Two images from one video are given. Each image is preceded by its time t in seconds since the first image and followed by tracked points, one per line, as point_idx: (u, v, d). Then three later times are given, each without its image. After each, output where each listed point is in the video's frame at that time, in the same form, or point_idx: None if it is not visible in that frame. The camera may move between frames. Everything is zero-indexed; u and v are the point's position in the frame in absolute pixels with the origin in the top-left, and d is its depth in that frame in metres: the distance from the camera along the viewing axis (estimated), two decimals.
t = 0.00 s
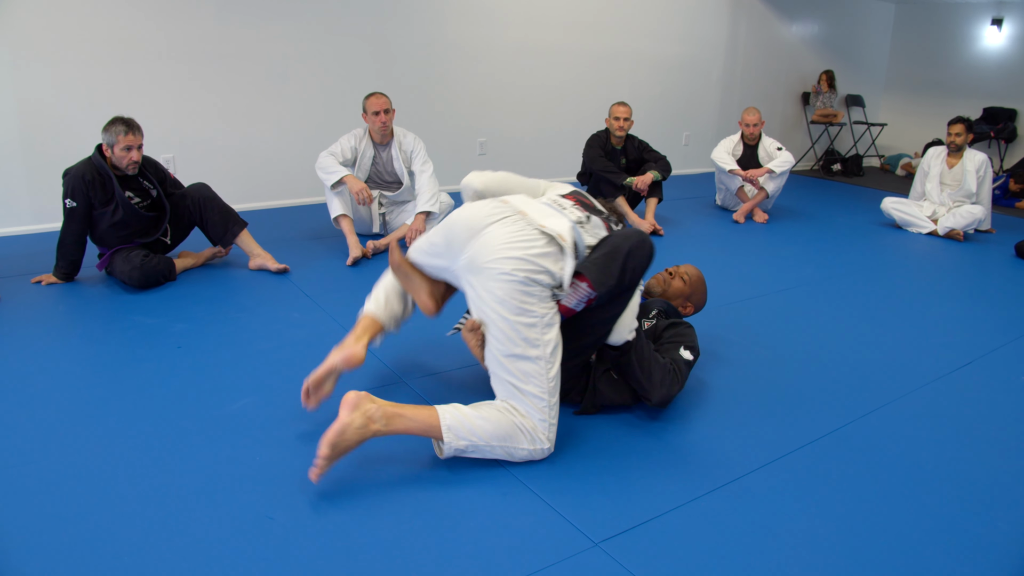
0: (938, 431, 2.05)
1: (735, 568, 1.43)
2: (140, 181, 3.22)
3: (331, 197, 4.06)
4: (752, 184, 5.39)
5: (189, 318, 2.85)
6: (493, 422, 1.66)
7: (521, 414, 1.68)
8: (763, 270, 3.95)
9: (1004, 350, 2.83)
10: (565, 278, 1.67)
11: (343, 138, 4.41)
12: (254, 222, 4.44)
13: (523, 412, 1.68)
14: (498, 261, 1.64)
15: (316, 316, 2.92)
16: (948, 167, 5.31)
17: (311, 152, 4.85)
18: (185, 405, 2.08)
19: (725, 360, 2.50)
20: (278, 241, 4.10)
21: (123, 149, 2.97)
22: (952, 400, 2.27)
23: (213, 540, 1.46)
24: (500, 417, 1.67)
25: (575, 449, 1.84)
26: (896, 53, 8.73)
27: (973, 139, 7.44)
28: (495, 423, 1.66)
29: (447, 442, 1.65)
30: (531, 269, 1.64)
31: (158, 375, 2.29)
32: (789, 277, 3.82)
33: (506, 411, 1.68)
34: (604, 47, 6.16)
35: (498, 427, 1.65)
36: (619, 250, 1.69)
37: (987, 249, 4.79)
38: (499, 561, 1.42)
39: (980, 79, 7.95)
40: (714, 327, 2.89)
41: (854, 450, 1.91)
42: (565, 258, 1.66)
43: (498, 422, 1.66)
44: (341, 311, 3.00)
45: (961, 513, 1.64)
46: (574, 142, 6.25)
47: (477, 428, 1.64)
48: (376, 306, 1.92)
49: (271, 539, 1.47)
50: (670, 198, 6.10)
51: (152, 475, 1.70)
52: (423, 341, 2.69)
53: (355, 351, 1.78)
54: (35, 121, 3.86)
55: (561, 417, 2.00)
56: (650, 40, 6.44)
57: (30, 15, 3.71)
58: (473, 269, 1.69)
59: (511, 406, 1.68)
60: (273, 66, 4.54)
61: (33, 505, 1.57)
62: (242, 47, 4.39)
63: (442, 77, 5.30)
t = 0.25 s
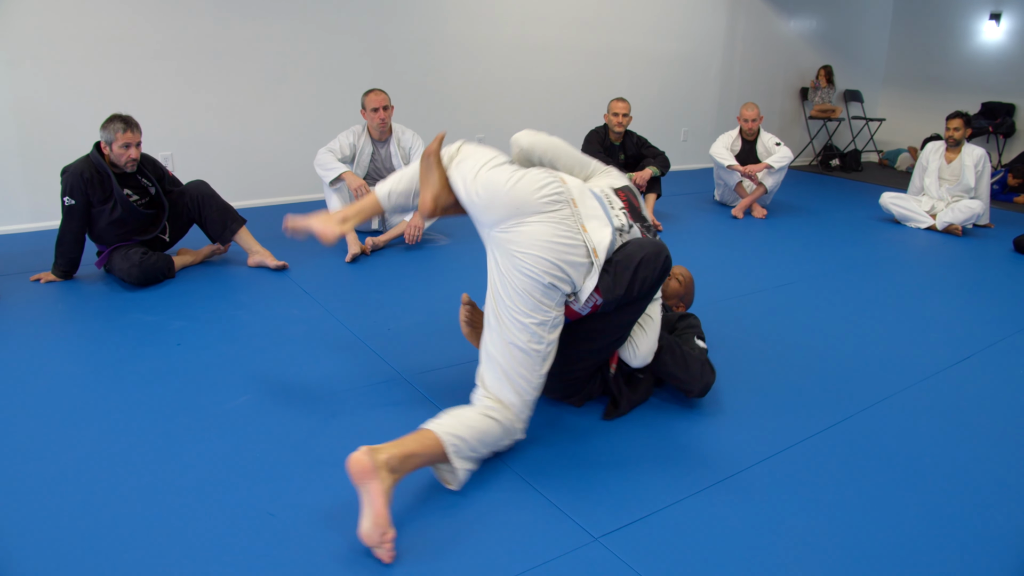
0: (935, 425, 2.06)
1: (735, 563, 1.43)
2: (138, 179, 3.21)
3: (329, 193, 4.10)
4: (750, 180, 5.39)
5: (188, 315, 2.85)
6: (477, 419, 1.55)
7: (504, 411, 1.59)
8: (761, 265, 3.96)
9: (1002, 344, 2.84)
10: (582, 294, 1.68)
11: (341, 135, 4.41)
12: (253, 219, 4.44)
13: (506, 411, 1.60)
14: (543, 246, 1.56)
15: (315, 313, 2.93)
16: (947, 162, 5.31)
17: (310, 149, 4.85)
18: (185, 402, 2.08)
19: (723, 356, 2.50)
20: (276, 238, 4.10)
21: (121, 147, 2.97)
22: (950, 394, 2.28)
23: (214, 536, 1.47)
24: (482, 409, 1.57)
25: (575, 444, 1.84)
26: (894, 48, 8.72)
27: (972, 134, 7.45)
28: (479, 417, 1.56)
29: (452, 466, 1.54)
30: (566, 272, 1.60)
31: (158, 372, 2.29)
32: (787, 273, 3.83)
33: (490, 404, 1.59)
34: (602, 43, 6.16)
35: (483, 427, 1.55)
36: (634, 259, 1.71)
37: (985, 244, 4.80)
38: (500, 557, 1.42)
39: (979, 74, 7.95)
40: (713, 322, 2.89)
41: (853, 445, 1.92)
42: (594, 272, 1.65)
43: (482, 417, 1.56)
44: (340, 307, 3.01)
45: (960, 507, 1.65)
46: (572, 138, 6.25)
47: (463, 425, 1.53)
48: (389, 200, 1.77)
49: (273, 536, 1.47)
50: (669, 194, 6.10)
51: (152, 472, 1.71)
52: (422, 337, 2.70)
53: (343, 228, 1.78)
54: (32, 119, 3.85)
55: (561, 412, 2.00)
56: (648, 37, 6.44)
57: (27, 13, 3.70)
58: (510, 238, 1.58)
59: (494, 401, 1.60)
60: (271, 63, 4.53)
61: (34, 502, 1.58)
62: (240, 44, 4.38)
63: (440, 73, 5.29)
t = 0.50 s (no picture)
0: (937, 424, 2.06)
1: (737, 561, 1.43)
2: (139, 179, 3.22)
3: (330, 193, 4.07)
4: (751, 178, 5.39)
5: (189, 315, 2.85)
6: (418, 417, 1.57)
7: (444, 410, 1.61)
8: (762, 263, 3.95)
9: (1004, 342, 2.83)
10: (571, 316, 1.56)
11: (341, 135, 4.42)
12: (254, 219, 4.44)
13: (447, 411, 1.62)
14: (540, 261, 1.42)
15: (316, 312, 2.93)
16: (947, 160, 5.30)
17: (311, 148, 4.85)
18: (186, 402, 2.08)
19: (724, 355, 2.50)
20: (277, 238, 4.10)
21: (122, 147, 2.97)
22: (952, 392, 2.27)
23: (216, 536, 1.47)
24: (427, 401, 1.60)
25: (576, 444, 1.84)
26: (894, 45, 8.71)
27: (973, 131, 7.43)
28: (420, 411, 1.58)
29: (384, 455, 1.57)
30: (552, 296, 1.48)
31: (159, 372, 2.29)
32: (788, 271, 3.82)
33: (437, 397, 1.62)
34: (602, 42, 6.15)
35: (428, 421, 1.58)
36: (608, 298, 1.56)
37: (987, 241, 4.78)
38: (502, 556, 1.42)
39: (979, 71, 7.94)
40: (714, 321, 2.89)
41: (854, 443, 1.91)
42: (589, 303, 1.51)
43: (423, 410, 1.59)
44: (341, 307, 3.01)
45: (961, 505, 1.65)
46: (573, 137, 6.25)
47: (404, 420, 1.55)
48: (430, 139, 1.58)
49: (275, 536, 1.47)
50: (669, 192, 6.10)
51: (154, 472, 1.71)
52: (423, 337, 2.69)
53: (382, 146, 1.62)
54: (33, 119, 3.85)
55: (561, 412, 2.00)
56: (648, 35, 6.43)
57: (28, 13, 3.70)
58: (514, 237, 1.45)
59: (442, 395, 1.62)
60: (271, 63, 4.53)
61: (36, 502, 1.58)
62: (241, 43, 4.38)
63: (441, 72, 5.29)
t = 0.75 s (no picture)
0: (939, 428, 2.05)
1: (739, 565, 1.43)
2: (139, 182, 3.21)
3: (329, 196, 4.07)
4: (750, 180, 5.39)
5: (189, 318, 2.85)
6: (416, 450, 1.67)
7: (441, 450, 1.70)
8: (762, 265, 3.95)
9: (1004, 344, 2.83)
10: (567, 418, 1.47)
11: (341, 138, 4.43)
12: (254, 222, 4.44)
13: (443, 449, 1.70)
14: (535, 384, 1.33)
15: (316, 315, 2.93)
16: (947, 163, 5.31)
17: (311, 151, 4.85)
18: (186, 405, 2.08)
19: (724, 357, 2.50)
20: (276, 241, 4.10)
21: (123, 150, 2.97)
22: (953, 395, 2.27)
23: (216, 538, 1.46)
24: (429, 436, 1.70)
25: (576, 447, 1.84)
26: (894, 48, 8.72)
27: (972, 133, 7.44)
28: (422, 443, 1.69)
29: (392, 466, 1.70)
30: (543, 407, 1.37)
31: (159, 375, 2.29)
32: (788, 273, 3.83)
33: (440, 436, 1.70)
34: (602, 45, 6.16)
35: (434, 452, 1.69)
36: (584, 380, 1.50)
37: (987, 242, 4.79)
38: (503, 560, 1.42)
39: (979, 73, 7.95)
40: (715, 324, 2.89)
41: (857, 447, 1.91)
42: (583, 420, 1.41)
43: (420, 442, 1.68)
44: (341, 309, 3.00)
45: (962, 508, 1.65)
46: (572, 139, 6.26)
47: (411, 443, 1.67)
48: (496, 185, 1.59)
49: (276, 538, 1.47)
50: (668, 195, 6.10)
51: (156, 475, 1.70)
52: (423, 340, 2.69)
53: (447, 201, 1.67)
54: (33, 123, 3.85)
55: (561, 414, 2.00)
56: (648, 38, 6.44)
57: (28, 17, 3.71)
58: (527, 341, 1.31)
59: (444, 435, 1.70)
60: (272, 66, 4.54)
61: (37, 506, 1.58)
62: (241, 47, 4.39)
63: (441, 75, 5.30)
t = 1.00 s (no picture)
0: (930, 420, 2.07)
1: (732, 556, 1.44)
2: (132, 174, 3.19)
3: (323, 187, 4.05)
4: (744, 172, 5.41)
5: (183, 310, 2.84)
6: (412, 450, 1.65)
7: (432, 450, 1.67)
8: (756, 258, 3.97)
9: (997, 337, 2.85)
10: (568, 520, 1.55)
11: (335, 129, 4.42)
12: (247, 213, 4.43)
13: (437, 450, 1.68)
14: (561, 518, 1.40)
15: (310, 307, 2.92)
16: (940, 156, 5.33)
17: (305, 143, 4.83)
18: (179, 396, 2.08)
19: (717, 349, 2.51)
20: (270, 232, 4.10)
21: (114, 141, 2.95)
22: (945, 388, 2.29)
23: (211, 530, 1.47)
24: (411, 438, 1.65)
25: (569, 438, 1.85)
26: (888, 41, 8.73)
27: (966, 127, 7.46)
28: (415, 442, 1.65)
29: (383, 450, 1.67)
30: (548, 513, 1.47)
31: (153, 367, 2.29)
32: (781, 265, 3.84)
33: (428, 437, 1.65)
34: (597, 37, 6.15)
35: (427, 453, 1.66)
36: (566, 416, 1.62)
37: (980, 235, 4.81)
38: (498, 552, 1.43)
39: (972, 67, 7.97)
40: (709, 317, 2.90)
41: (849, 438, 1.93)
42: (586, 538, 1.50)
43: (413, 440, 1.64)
44: (335, 302, 3.00)
45: (954, 500, 1.66)
46: (567, 132, 6.26)
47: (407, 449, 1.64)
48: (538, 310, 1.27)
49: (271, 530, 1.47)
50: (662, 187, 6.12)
51: (150, 468, 1.70)
52: (418, 332, 2.69)
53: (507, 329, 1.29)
54: (24, 114, 3.82)
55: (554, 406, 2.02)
56: (643, 30, 6.43)
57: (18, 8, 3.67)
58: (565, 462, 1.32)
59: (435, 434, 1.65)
60: (265, 58, 4.51)
61: (31, 498, 1.58)
62: (234, 39, 4.36)
63: (435, 67, 5.28)
